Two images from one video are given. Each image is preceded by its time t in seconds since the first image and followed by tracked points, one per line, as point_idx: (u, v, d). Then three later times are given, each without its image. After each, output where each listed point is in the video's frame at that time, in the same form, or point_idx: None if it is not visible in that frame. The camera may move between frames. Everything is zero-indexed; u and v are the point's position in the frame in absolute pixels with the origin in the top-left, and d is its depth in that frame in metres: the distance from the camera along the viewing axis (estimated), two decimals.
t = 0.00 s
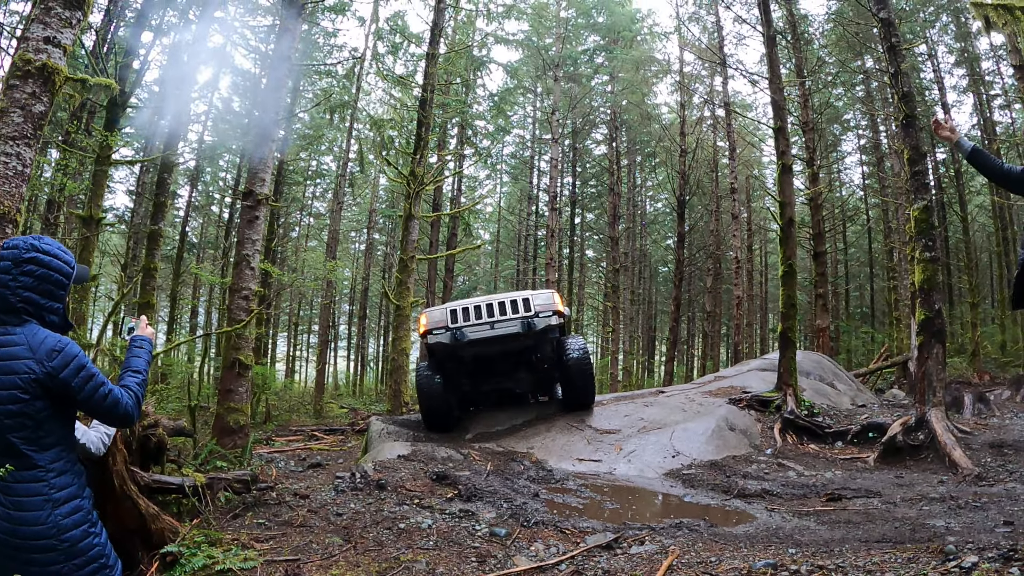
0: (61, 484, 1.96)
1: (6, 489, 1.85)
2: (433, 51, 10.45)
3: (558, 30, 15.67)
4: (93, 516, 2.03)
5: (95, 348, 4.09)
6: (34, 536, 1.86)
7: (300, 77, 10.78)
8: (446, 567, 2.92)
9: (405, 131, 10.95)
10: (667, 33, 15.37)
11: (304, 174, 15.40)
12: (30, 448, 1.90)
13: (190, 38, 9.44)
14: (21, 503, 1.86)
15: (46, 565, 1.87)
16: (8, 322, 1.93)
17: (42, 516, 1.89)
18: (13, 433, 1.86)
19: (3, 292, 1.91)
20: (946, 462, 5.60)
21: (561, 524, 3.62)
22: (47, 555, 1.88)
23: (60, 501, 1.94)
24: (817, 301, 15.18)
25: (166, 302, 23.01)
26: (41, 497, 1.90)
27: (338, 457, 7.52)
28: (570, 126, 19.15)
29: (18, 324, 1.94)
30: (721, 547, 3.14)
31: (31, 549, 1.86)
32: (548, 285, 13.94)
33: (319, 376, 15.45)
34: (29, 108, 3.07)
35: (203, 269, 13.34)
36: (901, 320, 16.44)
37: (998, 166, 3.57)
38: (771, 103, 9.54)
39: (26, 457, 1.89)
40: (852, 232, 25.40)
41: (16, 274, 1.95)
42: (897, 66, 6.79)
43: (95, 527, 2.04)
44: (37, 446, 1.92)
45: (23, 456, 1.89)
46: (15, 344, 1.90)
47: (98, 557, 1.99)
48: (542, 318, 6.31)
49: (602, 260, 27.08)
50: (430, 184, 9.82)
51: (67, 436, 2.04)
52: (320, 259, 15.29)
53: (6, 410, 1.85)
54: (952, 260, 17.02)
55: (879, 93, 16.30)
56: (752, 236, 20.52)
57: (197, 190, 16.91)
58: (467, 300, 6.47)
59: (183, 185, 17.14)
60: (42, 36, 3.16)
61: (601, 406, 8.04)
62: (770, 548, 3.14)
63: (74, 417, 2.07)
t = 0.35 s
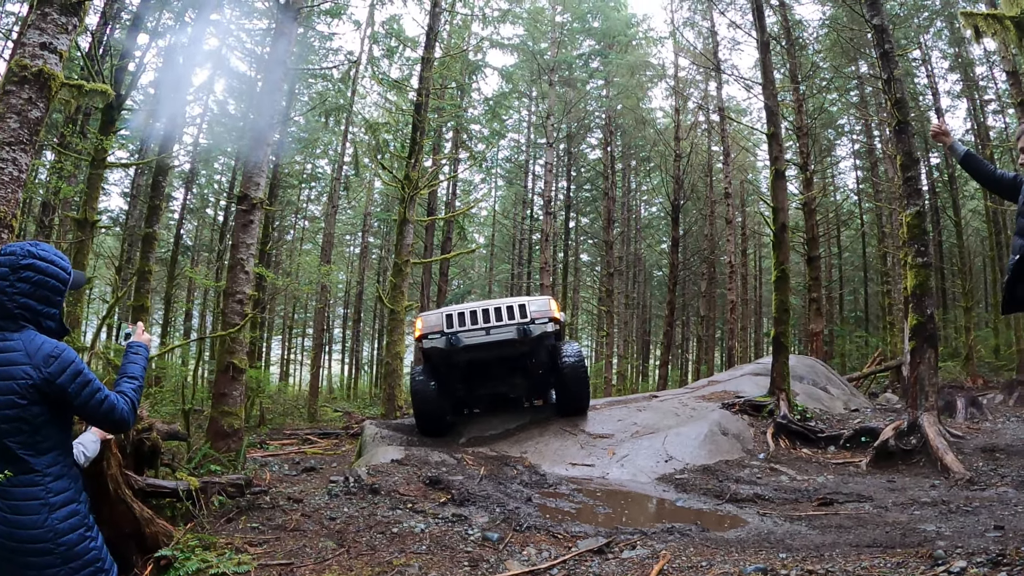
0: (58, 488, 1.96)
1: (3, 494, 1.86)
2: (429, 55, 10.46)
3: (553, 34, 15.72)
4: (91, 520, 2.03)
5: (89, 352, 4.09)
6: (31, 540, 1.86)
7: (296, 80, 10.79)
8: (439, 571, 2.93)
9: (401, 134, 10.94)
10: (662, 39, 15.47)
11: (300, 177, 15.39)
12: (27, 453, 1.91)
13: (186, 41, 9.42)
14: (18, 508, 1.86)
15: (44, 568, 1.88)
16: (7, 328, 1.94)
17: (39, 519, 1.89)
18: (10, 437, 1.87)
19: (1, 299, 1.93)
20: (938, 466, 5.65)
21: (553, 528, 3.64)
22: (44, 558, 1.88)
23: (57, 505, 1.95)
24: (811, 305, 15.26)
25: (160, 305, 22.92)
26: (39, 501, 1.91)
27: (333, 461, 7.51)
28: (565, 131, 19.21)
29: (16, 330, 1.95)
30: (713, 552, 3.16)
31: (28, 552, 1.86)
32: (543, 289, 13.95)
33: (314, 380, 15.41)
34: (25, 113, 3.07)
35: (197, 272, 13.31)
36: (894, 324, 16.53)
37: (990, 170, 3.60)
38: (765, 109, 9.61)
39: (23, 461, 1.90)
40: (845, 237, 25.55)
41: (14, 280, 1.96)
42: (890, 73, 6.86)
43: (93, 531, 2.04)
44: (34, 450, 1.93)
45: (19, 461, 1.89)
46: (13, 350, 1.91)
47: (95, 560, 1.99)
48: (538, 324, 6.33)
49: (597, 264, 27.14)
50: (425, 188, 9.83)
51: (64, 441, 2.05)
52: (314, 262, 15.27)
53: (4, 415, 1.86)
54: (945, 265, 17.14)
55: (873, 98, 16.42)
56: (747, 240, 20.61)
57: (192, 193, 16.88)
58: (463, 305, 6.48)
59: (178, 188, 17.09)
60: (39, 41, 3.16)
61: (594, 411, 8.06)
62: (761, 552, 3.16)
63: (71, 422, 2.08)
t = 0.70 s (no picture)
0: (58, 490, 1.97)
1: (3, 496, 1.87)
2: (424, 58, 10.48)
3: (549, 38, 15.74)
4: (89, 523, 2.04)
5: (83, 355, 4.08)
6: (30, 542, 1.87)
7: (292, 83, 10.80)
8: None
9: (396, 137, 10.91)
10: (658, 43, 15.54)
11: (296, 180, 15.37)
12: (27, 456, 1.92)
13: (182, 43, 9.54)
14: (18, 510, 1.88)
15: (42, 570, 1.89)
16: (7, 332, 1.95)
17: (38, 522, 1.90)
18: (10, 441, 1.88)
19: (1, 304, 1.93)
20: (932, 470, 5.68)
21: (546, 532, 3.65)
22: (43, 560, 1.89)
23: (56, 507, 1.96)
24: (806, 309, 15.29)
25: (155, 308, 22.84)
26: (38, 504, 1.92)
27: (328, 465, 7.51)
28: (561, 134, 19.26)
29: (17, 335, 1.96)
30: (705, 555, 3.18)
31: (28, 554, 1.87)
32: (539, 293, 13.95)
33: (309, 383, 15.36)
34: (22, 118, 3.07)
35: (193, 275, 13.28)
36: (889, 328, 16.61)
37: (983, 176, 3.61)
38: (760, 114, 9.67)
39: (24, 465, 1.91)
40: (840, 241, 25.66)
41: (14, 285, 1.97)
42: (884, 77, 6.92)
43: (91, 533, 2.05)
44: (34, 454, 1.94)
45: (19, 464, 1.90)
46: (13, 355, 1.92)
47: (92, 563, 1.99)
48: (531, 326, 6.34)
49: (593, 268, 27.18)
50: (421, 191, 9.83)
51: (65, 444, 2.06)
52: (310, 265, 15.24)
53: (5, 418, 1.87)
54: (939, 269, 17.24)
55: (868, 103, 16.52)
56: (742, 244, 20.68)
57: (188, 196, 16.84)
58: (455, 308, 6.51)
59: (174, 191, 17.06)
60: (35, 47, 3.17)
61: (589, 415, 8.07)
62: (753, 556, 3.19)
63: (70, 425, 2.09)
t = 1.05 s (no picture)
0: (54, 497, 1.97)
1: None
2: (420, 61, 10.50)
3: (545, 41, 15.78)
4: (84, 529, 2.04)
5: (79, 359, 4.08)
6: (26, 548, 1.87)
7: (288, 86, 10.80)
8: None
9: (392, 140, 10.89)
10: (653, 46, 15.63)
11: (291, 182, 15.36)
12: (23, 462, 1.93)
13: (178, 47, 9.48)
14: (14, 516, 1.87)
15: None
16: (4, 340, 1.96)
17: (34, 528, 1.90)
18: (7, 448, 1.88)
19: None
20: (925, 472, 5.72)
21: (541, 536, 3.66)
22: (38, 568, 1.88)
23: (52, 514, 1.96)
24: (801, 311, 15.35)
25: (150, 311, 22.74)
26: (34, 510, 1.92)
27: (323, 468, 7.50)
28: (556, 137, 19.31)
29: (13, 341, 1.97)
30: (699, 559, 3.20)
31: (24, 560, 1.87)
32: (534, 296, 13.96)
33: (304, 386, 15.32)
34: (18, 124, 3.07)
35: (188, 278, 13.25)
36: (883, 330, 16.70)
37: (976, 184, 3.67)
38: (755, 118, 9.72)
39: (21, 471, 1.92)
40: (835, 243, 25.77)
41: (11, 293, 1.98)
42: (878, 82, 6.98)
43: (86, 540, 2.05)
44: (30, 460, 1.94)
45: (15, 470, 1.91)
46: (10, 361, 1.93)
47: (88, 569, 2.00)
48: (534, 337, 6.32)
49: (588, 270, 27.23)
50: (416, 194, 9.84)
51: (60, 451, 2.06)
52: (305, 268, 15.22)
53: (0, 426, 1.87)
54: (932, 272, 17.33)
55: (862, 106, 16.63)
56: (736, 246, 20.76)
57: (183, 198, 16.80)
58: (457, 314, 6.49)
59: (170, 193, 17.02)
60: (32, 53, 3.17)
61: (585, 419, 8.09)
62: (747, 560, 3.20)
63: (64, 433, 2.09)
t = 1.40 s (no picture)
0: (48, 506, 1.95)
1: None
2: (414, 61, 10.44)
3: (539, 41, 15.74)
4: (80, 538, 2.02)
5: (74, 362, 4.04)
6: (20, 558, 1.84)
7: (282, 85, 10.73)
8: None
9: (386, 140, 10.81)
10: (647, 46, 15.68)
11: (284, 182, 15.28)
12: (15, 471, 1.90)
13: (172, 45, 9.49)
14: (7, 526, 1.85)
15: None
16: None
17: (28, 538, 1.87)
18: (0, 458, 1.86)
19: None
20: (920, 472, 5.77)
21: (541, 537, 3.66)
22: None
23: (47, 523, 1.93)
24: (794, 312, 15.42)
25: (140, 312, 22.54)
26: (28, 520, 1.88)
27: (318, 469, 7.46)
28: (549, 137, 19.30)
29: (4, 348, 1.95)
30: (699, 559, 3.21)
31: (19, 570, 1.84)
32: (527, 296, 13.93)
33: (296, 386, 15.23)
34: (16, 125, 3.05)
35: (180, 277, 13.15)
36: (875, 330, 16.81)
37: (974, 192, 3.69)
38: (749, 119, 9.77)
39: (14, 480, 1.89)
40: (827, 244, 25.92)
41: (2, 298, 1.97)
42: (873, 84, 7.03)
43: (82, 548, 2.03)
44: (23, 469, 1.92)
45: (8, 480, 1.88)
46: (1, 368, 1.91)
47: None
48: (532, 340, 6.36)
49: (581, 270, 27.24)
50: (411, 195, 9.80)
51: (52, 460, 2.03)
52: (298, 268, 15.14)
53: None
54: (923, 272, 17.48)
55: (854, 106, 16.74)
56: (729, 246, 20.85)
57: (175, 198, 16.67)
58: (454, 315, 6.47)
59: (161, 192, 16.90)
60: (29, 52, 3.14)
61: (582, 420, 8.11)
62: (746, 559, 3.22)
63: (58, 441, 2.07)
